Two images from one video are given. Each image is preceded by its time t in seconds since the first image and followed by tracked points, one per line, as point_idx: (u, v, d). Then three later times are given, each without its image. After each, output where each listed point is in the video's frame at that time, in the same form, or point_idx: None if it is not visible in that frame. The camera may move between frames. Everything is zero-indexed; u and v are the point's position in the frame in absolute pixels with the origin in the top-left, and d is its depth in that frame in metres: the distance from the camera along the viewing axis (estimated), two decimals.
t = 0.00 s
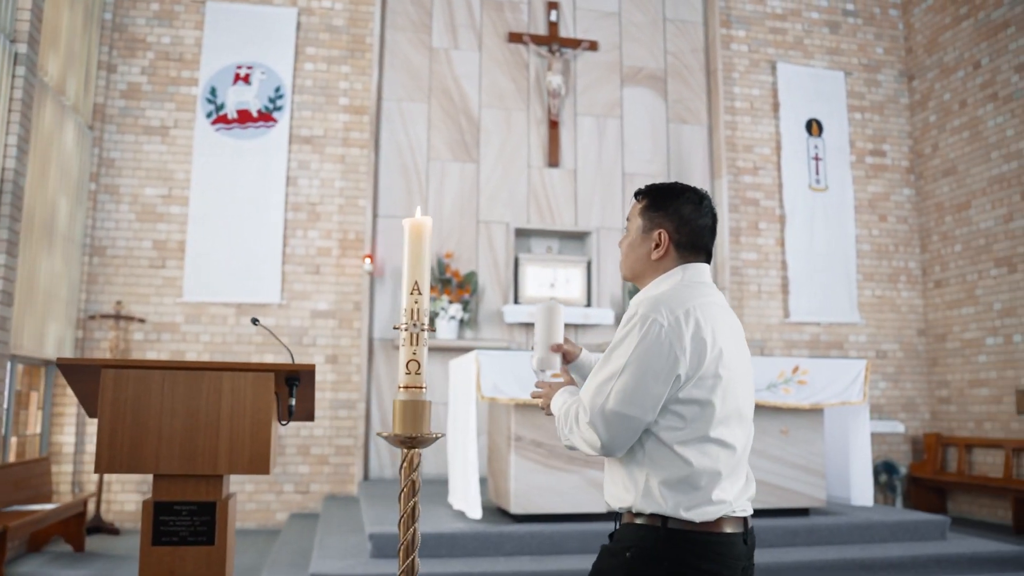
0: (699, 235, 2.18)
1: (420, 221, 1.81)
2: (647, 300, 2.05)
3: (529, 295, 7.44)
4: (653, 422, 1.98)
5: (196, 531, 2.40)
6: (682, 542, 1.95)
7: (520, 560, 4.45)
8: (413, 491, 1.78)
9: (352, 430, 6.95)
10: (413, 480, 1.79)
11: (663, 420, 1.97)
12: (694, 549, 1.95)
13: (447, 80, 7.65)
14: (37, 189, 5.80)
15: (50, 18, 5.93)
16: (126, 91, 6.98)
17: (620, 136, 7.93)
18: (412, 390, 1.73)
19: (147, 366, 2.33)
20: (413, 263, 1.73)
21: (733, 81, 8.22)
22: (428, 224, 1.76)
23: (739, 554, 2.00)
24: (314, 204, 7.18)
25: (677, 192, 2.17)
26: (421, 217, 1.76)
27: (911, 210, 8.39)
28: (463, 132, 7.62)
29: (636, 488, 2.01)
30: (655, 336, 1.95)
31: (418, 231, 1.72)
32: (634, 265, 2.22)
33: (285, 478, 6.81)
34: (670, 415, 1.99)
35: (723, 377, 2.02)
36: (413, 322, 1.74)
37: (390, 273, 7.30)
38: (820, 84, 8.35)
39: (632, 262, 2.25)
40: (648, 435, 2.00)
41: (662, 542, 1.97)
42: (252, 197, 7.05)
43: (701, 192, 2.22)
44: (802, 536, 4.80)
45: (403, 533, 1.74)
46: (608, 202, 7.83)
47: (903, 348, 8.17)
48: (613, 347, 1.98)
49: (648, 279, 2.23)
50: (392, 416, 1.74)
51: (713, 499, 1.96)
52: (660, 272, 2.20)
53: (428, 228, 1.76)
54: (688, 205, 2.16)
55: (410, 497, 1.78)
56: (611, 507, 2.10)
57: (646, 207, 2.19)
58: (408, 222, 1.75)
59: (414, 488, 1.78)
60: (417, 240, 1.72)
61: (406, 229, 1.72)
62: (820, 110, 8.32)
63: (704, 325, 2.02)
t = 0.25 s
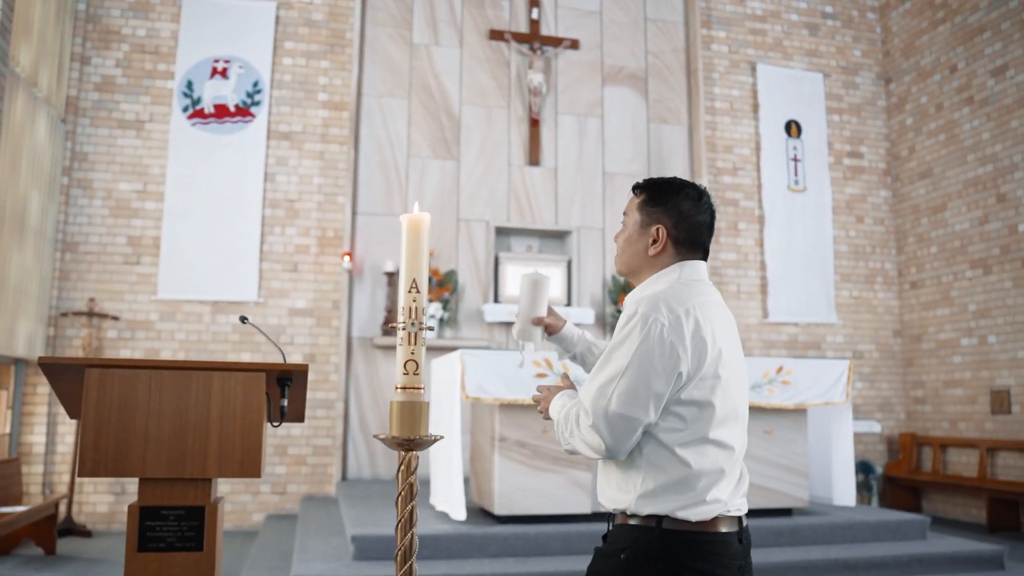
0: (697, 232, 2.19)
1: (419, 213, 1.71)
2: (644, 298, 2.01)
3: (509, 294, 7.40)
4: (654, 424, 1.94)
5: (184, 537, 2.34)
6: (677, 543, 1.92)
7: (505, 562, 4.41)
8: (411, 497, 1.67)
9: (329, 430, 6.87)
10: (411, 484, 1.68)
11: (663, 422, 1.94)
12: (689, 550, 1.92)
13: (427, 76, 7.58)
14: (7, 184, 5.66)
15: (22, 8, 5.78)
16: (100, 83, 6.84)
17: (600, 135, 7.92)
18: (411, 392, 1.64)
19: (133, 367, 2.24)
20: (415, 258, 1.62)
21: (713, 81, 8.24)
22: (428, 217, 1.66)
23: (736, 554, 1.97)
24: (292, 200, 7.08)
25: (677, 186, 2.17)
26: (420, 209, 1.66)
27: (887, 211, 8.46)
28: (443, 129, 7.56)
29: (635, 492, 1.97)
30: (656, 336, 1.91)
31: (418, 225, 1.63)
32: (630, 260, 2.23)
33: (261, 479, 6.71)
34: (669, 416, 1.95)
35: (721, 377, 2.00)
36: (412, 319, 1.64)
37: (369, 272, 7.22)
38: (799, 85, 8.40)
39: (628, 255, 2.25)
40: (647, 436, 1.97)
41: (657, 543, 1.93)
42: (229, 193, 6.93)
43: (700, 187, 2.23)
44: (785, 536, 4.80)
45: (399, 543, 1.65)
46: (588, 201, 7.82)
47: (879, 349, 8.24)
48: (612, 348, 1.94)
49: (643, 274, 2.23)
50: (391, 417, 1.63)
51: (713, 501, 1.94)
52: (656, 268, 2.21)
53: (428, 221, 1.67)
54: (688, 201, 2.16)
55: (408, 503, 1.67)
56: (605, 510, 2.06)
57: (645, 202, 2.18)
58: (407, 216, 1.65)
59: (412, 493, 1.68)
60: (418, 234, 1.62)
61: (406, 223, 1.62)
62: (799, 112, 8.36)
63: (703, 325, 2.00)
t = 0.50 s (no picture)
0: (698, 235, 2.21)
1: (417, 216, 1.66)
2: (645, 306, 2.01)
3: (492, 295, 7.35)
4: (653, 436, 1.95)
5: (174, 548, 2.27)
6: (671, 554, 1.95)
7: (493, 567, 4.38)
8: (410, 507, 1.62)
9: (311, 431, 6.79)
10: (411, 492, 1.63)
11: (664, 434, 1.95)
12: (683, 561, 1.95)
13: (411, 74, 7.51)
14: None
15: None
16: (76, 78, 6.70)
17: (585, 135, 7.89)
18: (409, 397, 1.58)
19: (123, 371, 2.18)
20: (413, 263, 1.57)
21: (697, 82, 8.25)
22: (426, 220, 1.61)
23: (730, 562, 2.01)
24: (273, 199, 6.98)
25: (678, 189, 2.19)
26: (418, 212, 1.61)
27: (868, 214, 8.53)
28: (426, 128, 7.49)
29: (632, 502, 1.98)
30: (659, 348, 1.91)
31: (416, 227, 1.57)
32: (630, 263, 2.24)
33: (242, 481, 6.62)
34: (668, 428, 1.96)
35: (721, 388, 2.01)
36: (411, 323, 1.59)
37: (351, 270, 7.12)
38: (782, 87, 8.43)
39: (625, 257, 2.27)
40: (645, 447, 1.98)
41: (651, 554, 1.96)
42: (209, 192, 6.83)
43: (700, 190, 2.24)
44: (772, 539, 4.80)
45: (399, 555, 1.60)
46: (572, 201, 7.79)
47: (859, 350, 8.29)
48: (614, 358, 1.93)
49: (642, 276, 2.25)
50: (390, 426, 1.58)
51: (709, 513, 1.97)
52: (655, 270, 2.23)
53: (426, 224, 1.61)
54: (688, 204, 2.18)
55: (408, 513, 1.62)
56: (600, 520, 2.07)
57: (646, 204, 2.20)
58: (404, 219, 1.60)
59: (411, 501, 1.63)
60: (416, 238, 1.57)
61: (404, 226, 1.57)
62: (781, 114, 8.40)
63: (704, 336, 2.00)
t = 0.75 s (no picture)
0: (696, 243, 2.20)
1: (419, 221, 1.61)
2: (642, 320, 2.00)
3: (473, 296, 7.31)
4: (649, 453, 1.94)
5: (163, 563, 2.21)
6: (663, 568, 1.96)
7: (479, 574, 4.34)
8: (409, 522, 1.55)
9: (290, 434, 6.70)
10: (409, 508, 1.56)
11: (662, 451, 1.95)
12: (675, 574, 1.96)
13: (392, 74, 7.45)
14: None
15: None
16: (50, 73, 6.56)
17: (567, 137, 7.87)
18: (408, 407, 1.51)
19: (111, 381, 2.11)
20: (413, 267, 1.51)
21: (678, 84, 8.26)
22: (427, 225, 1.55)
23: (721, 575, 2.02)
24: (252, 198, 6.88)
25: (677, 196, 2.17)
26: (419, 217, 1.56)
27: (847, 217, 8.59)
28: (408, 128, 7.43)
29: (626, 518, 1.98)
30: (659, 365, 1.91)
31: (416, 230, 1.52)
32: (625, 268, 2.23)
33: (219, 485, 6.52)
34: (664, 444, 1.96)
35: (716, 404, 2.02)
36: (411, 331, 1.53)
37: (331, 272, 7.08)
38: (762, 91, 8.47)
39: (622, 262, 2.24)
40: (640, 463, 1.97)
41: (642, 568, 1.97)
42: (187, 191, 6.72)
43: (700, 196, 2.22)
44: (757, 543, 4.80)
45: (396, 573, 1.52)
46: (553, 203, 7.76)
47: (837, 353, 8.36)
48: (613, 374, 1.91)
49: (638, 282, 2.23)
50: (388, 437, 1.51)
51: (701, 529, 1.98)
52: (651, 277, 2.22)
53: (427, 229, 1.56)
54: (687, 211, 2.16)
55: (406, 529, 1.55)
56: (592, 535, 2.07)
57: (643, 210, 2.18)
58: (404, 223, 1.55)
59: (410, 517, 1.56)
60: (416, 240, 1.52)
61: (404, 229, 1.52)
62: (761, 117, 8.44)
63: (700, 352, 2.01)
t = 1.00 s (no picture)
0: (689, 249, 2.21)
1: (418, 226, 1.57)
2: (639, 331, 1.99)
3: (455, 298, 7.27)
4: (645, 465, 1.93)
5: None
6: None
7: None
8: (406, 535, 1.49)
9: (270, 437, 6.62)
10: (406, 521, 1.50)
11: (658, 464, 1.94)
12: None
13: (374, 74, 7.39)
14: None
15: None
16: (24, 69, 6.43)
17: (548, 139, 7.86)
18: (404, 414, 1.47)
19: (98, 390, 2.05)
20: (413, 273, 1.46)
21: (660, 87, 8.27)
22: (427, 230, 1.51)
23: None
24: (231, 198, 6.79)
25: (670, 201, 2.18)
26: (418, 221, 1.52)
27: (826, 221, 8.67)
28: (389, 128, 7.37)
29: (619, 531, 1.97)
30: (657, 377, 1.90)
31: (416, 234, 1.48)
32: (616, 274, 2.24)
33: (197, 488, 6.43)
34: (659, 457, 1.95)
35: (711, 417, 2.02)
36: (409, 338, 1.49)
37: (311, 272, 6.99)
38: (743, 94, 8.51)
39: (613, 266, 2.25)
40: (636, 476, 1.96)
41: None
42: (165, 190, 6.62)
43: (694, 201, 2.23)
44: (741, 546, 4.81)
45: None
46: (535, 204, 7.74)
47: (816, 355, 8.42)
48: (610, 387, 1.90)
49: (629, 287, 2.24)
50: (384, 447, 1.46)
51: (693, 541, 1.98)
52: (643, 283, 2.23)
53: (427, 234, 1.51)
54: (680, 216, 2.17)
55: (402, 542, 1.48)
56: (583, 547, 2.05)
57: (636, 215, 2.19)
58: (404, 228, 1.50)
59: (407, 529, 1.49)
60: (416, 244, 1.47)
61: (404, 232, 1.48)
62: (742, 120, 8.48)
63: (697, 363, 2.00)
